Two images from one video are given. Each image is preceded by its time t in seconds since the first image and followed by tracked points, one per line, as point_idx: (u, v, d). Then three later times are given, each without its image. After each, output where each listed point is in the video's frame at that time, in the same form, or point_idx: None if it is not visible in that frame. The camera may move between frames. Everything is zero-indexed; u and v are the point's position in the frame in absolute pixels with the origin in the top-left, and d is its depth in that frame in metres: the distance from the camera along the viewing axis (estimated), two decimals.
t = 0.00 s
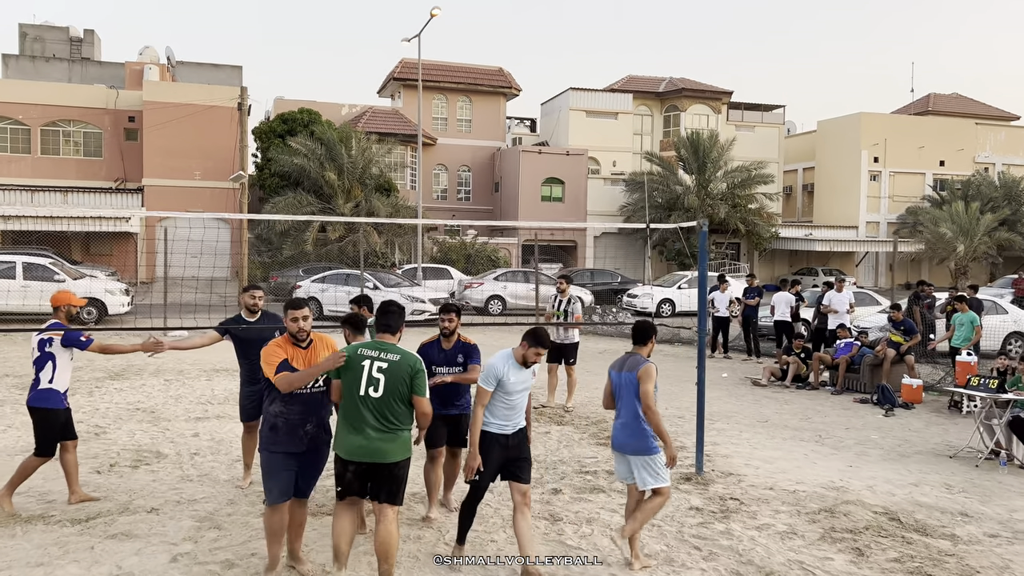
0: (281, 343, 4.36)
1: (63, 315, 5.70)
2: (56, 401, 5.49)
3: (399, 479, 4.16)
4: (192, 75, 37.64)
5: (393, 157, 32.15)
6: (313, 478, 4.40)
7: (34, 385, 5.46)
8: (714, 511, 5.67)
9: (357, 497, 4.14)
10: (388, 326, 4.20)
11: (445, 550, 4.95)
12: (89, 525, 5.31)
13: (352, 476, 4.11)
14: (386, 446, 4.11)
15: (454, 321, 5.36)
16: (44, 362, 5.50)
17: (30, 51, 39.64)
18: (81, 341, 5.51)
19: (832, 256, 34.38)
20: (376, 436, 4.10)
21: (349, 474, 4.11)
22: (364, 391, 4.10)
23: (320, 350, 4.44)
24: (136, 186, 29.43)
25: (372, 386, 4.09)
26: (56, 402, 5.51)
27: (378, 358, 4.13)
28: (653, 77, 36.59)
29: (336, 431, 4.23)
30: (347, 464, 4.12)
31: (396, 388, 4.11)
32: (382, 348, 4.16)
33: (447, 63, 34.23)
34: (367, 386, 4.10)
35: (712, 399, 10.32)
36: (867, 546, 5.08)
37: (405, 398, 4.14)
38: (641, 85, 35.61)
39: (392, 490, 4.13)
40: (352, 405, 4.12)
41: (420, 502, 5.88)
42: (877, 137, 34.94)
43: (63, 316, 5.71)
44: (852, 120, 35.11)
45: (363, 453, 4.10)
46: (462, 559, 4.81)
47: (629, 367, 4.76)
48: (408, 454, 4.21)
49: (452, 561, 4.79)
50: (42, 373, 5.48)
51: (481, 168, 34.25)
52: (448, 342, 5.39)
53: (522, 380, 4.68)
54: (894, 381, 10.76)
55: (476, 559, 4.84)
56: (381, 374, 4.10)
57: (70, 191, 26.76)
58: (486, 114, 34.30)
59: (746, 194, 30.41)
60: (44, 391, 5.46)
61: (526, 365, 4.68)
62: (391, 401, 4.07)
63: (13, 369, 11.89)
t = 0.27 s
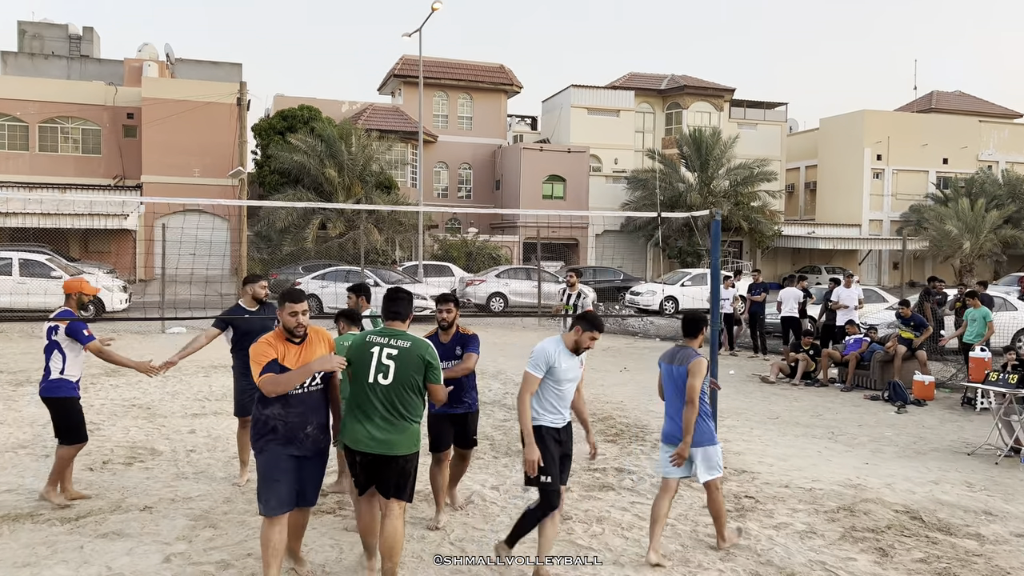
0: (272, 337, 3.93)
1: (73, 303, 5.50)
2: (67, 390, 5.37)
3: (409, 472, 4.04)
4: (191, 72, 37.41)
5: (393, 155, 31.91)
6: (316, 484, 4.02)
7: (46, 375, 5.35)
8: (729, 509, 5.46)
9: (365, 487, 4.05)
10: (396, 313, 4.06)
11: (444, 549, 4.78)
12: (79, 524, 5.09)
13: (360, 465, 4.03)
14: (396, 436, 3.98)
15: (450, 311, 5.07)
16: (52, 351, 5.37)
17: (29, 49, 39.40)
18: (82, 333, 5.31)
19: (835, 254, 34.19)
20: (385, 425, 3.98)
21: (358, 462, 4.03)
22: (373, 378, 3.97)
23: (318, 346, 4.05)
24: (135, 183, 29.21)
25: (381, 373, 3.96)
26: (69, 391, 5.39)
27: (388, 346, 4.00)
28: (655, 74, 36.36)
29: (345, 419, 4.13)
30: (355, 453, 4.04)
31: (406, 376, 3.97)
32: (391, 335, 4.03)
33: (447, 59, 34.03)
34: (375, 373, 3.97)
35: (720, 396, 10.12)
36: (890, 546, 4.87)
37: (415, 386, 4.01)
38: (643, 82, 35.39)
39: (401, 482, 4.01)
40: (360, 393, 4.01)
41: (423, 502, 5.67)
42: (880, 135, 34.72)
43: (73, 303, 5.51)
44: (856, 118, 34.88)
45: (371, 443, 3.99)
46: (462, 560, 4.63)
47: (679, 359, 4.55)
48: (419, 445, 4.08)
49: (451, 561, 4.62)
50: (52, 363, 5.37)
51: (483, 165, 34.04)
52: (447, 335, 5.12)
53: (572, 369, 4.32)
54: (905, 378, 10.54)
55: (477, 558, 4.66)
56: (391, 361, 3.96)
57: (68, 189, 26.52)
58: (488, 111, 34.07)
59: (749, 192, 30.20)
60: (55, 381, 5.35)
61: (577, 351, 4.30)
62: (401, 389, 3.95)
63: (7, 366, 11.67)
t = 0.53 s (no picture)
0: (272, 329, 3.57)
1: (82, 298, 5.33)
2: (77, 387, 5.14)
3: (413, 466, 3.89)
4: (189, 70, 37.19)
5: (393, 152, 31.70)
6: (323, 489, 3.65)
7: (55, 372, 5.13)
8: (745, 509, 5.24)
9: (368, 484, 3.89)
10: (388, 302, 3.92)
11: (443, 549, 4.59)
12: (66, 524, 4.87)
13: (362, 461, 3.87)
14: (398, 430, 3.84)
15: (456, 300, 4.84)
16: (61, 347, 5.16)
17: (26, 46, 39.16)
18: (89, 326, 5.10)
19: (838, 252, 34.00)
20: (386, 419, 3.84)
21: (359, 459, 3.87)
22: (370, 371, 3.84)
23: (318, 336, 3.71)
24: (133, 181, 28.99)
25: (380, 365, 3.82)
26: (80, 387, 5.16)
27: (383, 337, 3.86)
28: (657, 72, 36.17)
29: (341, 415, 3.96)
30: (355, 450, 3.88)
31: (405, 367, 3.84)
32: (385, 326, 3.89)
33: (447, 56, 33.83)
34: (372, 367, 3.83)
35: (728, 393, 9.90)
36: (915, 547, 4.66)
37: (415, 377, 3.88)
38: (645, 80, 35.20)
39: (406, 476, 3.86)
40: (357, 388, 3.86)
41: (426, 502, 5.45)
42: (883, 132, 34.52)
43: (81, 299, 5.35)
44: (858, 115, 34.69)
45: (373, 438, 3.84)
46: (463, 559, 4.44)
47: (740, 346, 4.61)
48: (422, 437, 3.95)
49: (451, 560, 4.43)
50: (60, 359, 5.15)
51: (483, 163, 33.81)
52: (451, 328, 4.90)
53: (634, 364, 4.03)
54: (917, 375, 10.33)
55: (478, 558, 4.46)
56: (389, 352, 3.83)
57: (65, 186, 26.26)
58: (488, 108, 33.85)
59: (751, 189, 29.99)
60: (65, 377, 5.12)
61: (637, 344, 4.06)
62: (400, 381, 3.82)
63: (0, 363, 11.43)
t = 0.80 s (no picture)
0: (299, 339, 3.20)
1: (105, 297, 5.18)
2: (99, 389, 4.97)
3: (413, 458, 3.90)
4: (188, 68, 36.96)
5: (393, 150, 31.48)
6: (329, 519, 3.26)
7: (75, 372, 4.92)
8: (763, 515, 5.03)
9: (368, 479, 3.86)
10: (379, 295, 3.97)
11: (443, 549, 4.49)
12: (54, 532, 4.65)
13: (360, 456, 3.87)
14: (395, 422, 3.86)
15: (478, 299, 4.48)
16: (83, 348, 4.96)
17: (24, 45, 38.94)
18: (118, 325, 4.94)
19: (841, 251, 33.83)
20: (383, 412, 3.85)
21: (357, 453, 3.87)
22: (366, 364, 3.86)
23: (346, 347, 3.37)
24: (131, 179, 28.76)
25: (376, 357, 3.84)
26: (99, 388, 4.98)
27: (376, 330, 3.89)
28: (658, 70, 35.97)
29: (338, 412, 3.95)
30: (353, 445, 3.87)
31: (399, 358, 3.88)
32: (378, 319, 3.94)
33: (447, 54, 33.64)
34: (367, 359, 3.85)
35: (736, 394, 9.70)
36: (943, 555, 4.45)
37: (409, 369, 3.92)
38: (646, 78, 35.01)
39: (405, 468, 3.88)
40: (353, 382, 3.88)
41: (430, 507, 5.24)
42: (886, 130, 34.35)
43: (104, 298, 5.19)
44: (861, 112, 34.50)
45: (371, 432, 3.84)
46: (464, 559, 4.35)
47: (788, 341, 4.63)
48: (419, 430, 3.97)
49: (451, 561, 4.34)
50: (82, 359, 4.94)
51: (484, 162, 33.60)
52: (472, 330, 4.52)
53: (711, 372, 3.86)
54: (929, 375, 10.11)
55: (480, 558, 4.36)
56: (384, 344, 3.87)
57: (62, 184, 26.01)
58: (488, 106, 33.63)
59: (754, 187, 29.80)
60: (86, 378, 4.94)
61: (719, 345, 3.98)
62: (396, 373, 3.86)
63: None
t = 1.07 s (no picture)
0: (345, 336, 2.99)
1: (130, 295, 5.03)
2: (109, 392, 4.80)
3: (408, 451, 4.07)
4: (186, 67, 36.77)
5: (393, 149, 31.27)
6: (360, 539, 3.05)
7: (87, 372, 4.74)
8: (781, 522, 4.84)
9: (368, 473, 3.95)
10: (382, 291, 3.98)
11: (443, 548, 4.44)
12: (42, 540, 4.46)
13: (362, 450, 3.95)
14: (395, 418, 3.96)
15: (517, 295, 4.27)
16: (101, 347, 4.79)
17: (23, 43, 38.77)
18: (149, 328, 4.82)
19: (843, 250, 33.65)
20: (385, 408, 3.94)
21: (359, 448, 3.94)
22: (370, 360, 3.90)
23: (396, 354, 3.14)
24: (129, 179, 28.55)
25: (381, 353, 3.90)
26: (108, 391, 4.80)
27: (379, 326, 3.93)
28: (659, 68, 35.79)
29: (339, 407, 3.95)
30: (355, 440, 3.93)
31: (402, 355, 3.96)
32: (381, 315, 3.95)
33: (447, 52, 33.46)
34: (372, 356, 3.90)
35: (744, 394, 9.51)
36: (970, 564, 4.26)
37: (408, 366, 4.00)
38: (648, 76, 34.82)
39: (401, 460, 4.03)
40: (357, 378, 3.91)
41: (433, 513, 5.05)
42: (889, 128, 34.17)
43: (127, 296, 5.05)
44: (863, 110, 34.31)
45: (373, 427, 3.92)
46: (464, 559, 4.28)
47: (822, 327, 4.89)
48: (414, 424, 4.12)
49: (452, 560, 4.27)
50: (99, 359, 4.77)
51: (484, 161, 33.39)
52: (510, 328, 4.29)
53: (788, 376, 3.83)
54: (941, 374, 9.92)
55: (481, 558, 4.29)
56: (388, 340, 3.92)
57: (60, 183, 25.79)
58: (489, 105, 33.45)
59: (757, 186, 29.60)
60: (98, 378, 4.76)
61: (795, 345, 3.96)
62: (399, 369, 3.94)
63: None
